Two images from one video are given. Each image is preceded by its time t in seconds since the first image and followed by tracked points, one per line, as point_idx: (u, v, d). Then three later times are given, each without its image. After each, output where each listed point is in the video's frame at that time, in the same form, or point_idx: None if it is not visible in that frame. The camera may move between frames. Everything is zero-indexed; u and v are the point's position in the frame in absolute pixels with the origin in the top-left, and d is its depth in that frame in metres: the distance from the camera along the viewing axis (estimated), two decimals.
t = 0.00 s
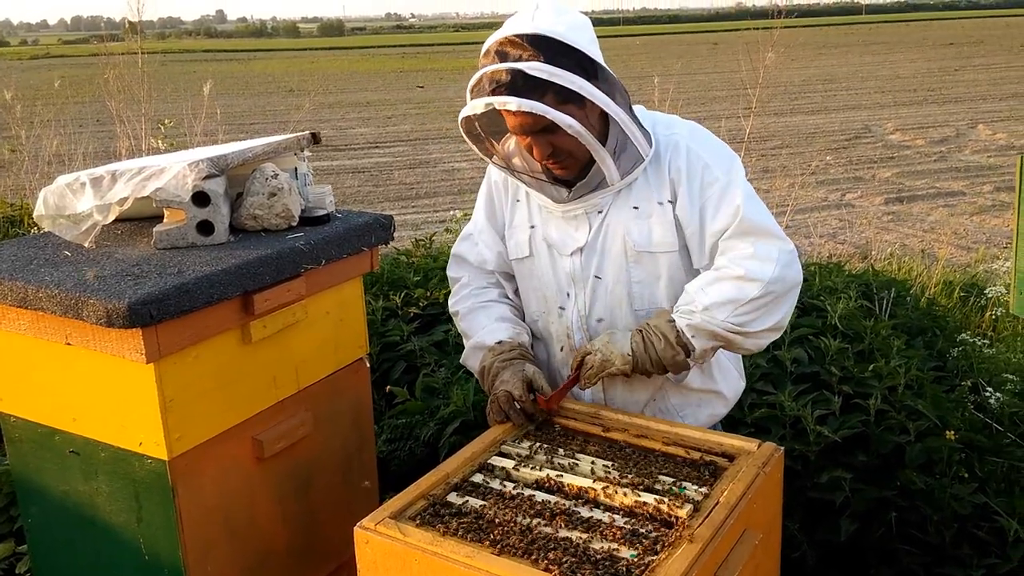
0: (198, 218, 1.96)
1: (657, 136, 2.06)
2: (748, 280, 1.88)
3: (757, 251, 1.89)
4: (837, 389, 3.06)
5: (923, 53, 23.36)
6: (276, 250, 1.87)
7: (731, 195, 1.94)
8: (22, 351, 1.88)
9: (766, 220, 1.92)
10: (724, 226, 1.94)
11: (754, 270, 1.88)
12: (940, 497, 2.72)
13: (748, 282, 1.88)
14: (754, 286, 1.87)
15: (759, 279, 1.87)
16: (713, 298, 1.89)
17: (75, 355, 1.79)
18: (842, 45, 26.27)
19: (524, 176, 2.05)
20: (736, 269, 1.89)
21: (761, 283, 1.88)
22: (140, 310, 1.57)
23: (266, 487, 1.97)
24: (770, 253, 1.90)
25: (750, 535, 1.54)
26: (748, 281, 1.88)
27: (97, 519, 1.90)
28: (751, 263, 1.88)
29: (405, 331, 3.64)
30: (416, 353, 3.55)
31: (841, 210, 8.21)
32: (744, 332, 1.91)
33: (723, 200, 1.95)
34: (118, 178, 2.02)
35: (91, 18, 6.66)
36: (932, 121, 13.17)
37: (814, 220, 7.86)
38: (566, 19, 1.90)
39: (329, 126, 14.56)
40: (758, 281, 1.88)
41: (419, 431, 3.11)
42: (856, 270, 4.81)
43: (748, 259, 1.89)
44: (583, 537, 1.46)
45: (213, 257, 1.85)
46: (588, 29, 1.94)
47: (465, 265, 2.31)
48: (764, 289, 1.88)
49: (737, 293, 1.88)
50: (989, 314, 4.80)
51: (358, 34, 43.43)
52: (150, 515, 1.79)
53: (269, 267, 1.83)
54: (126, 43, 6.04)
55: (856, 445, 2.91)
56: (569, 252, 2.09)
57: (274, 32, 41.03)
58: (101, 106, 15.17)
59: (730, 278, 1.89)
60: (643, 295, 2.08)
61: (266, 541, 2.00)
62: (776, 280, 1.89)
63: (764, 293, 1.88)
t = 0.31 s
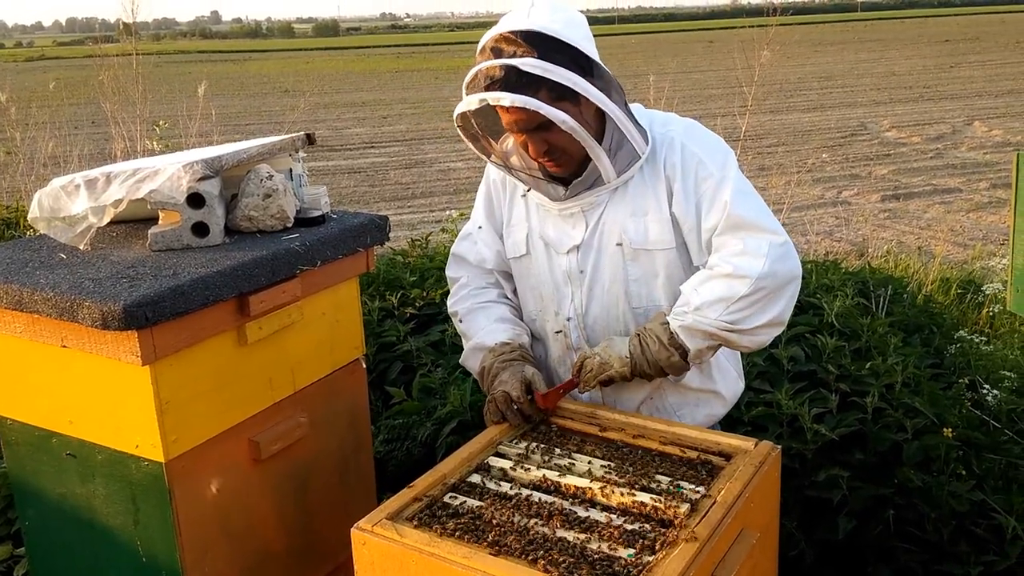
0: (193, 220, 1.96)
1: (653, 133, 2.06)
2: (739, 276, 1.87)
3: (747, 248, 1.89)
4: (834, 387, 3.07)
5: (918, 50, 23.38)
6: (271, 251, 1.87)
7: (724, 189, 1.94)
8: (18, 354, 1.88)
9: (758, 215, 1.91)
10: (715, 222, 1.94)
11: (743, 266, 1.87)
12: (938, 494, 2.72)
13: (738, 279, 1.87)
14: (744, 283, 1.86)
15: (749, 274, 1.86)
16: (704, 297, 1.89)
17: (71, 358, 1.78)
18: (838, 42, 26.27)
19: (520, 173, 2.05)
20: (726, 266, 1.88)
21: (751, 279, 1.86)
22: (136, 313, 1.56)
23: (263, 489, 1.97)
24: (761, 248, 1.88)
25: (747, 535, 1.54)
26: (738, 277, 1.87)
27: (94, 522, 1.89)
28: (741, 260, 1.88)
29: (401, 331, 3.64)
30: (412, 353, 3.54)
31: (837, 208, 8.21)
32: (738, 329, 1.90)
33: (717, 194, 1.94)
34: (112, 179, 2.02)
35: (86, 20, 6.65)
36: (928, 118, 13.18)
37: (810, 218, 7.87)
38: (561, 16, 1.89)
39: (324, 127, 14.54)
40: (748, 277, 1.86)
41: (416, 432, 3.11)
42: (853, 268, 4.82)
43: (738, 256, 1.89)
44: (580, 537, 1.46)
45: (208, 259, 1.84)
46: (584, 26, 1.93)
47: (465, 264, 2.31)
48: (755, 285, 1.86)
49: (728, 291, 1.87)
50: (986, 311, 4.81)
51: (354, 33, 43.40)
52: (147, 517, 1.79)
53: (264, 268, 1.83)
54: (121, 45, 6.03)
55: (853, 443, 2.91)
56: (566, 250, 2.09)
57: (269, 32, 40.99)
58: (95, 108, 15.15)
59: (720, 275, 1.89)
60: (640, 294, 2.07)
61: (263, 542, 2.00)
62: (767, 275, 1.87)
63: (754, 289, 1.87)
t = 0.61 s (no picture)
0: (189, 217, 1.95)
1: (651, 130, 2.06)
2: (731, 276, 1.87)
3: (739, 247, 1.88)
4: (832, 384, 3.07)
5: (916, 48, 23.39)
6: (268, 249, 1.86)
7: (721, 186, 1.93)
8: (13, 352, 1.87)
9: (753, 212, 1.90)
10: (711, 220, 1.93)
11: (735, 265, 1.87)
12: (934, 492, 2.73)
13: (730, 278, 1.87)
14: (736, 281, 1.86)
15: (741, 273, 1.86)
16: (698, 298, 1.89)
17: (67, 355, 1.78)
18: (835, 40, 26.29)
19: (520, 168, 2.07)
20: (718, 266, 1.88)
21: (743, 277, 1.86)
22: (131, 310, 1.56)
23: (260, 487, 1.97)
24: (754, 246, 1.87)
25: (744, 532, 1.54)
26: (730, 277, 1.87)
27: (90, 520, 1.89)
28: (733, 258, 1.88)
29: (398, 329, 3.63)
30: (409, 351, 3.54)
31: (835, 206, 8.21)
32: (734, 329, 1.89)
33: (714, 191, 1.94)
34: (108, 176, 2.01)
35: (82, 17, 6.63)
36: (925, 117, 13.19)
37: (807, 216, 7.87)
38: (566, 10, 1.89)
39: (321, 124, 14.52)
40: (741, 275, 1.86)
41: (413, 430, 3.10)
42: (850, 266, 4.81)
43: (730, 255, 1.89)
44: (578, 535, 1.45)
45: (204, 256, 1.84)
46: (587, 21, 1.93)
47: (465, 259, 2.29)
48: (748, 283, 1.86)
49: (721, 291, 1.87)
50: (983, 309, 4.81)
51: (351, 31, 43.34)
52: (143, 515, 1.78)
53: (261, 265, 1.82)
54: (117, 42, 6.01)
55: (851, 440, 2.91)
56: (565, 245, 2.09)
57: (265, 30, 40.92)
58: (91, 105, 15.10)
59: (713, 275, 1.89)
60: (638, 289, 2.07)
61: (260, 540, 2.00)
62: (760, 272, 1.86)
63: (747, 288, 1.86)
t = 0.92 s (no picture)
0: (189, 211, 1.94)
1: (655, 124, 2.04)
2: (739, 266, 1.85)
3: (748, 238, 1.87)
4: (834, 379, 3.06)
5: (915, 42, 23.35)
6: (268, 243, 1.85)
7: (727, 179, 1.92)
8: (12, 346, 1.86)
9: (759, 205, 1.89)
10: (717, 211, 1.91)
11: (745, 255, 1.85)
12: (938, 487, 2.72)
13: (738, 268, 1.85)
14: (744, 272, 1.85)
15: (750, 264, 1.84)
16: (704, 285, 1.86)
17: (66, 350, 1.77)
18: (834, 34, 26.24)
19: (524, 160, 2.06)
20: (727, 255, 1.86)
21: (752, 268, 1.85)
22: (131, 304, 1.55)
23: (260, 483, 1.95)
24: (763, 239, 1.86)
25: (749, 528, 1.53)
26: (739, 267, 1.85)
27: (90, 516, 1.88)
28: (742, 249, 1.86)
29: (399, 324, 3.62)
30: (410, 346, 3.53)
31: (834, 200, 8.20)
32: (735, 320, 1.88)
33: (719, 183, 1.92)
34: (108, 170, 1.99)
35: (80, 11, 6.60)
36: (925, 111, 13.16)
37: (807, 210, 7.86)
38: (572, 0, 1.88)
39: (320, 119, 14.49)
40: (750, 266, 1.85)
41: (413, 425, 3.09)
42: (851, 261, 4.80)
43: (738, 245, 1.87)
44: (581, 531, 1.44)
45: (204, 250, 1.82)
46: (593, 12, 1.92)
47: (469, 251, 2.28)
48: (755, 275, 1.85)
49: (728, 280, 1.85)
50: (984, 304, 4.80)
51: (349, 26, 43.26)
52: (143, 511, 1.77)
53: (261, 259, 1.81)
54: (116, 37, 5.98)
55: (854, 435, 2.90)
56: (567, 237, 2.07)
57: (264, 24, 40.85)
58: (90, 100, 15.07)
59: (721, 264, 1.86)
60: (639, 282, 2.06)
61: (259, 536, 1.98)
62: (768, 265, 1.86)
63: (754, 280, 1.85)
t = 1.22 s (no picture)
0: (185, 210, 1.91)
1: (657, 120, 2.01)
2: (735, 257, 1.81)
3: (744, 229, 1.83)
4: (838, 380, 3.03)
5: (912, 43, 23.36)
6: (266, 242, 1.81)
7: (724, 172, 1.88)
8: (4, 349, 1.82)
9: (758, 198, 1.86)
10: (714, 204, 1.87)
11: (740, 245, 1.81)
12: (944, 489, 2.69)
13: (733, 259, 1.81)
14: (740, 263, 1.80)
15: (746, 255, 1.80)
16: (697, 276, 1.81)
17: (59, 352, 1.73)
18: (831, 36, 26.25)
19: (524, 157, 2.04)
20: (723, 245, 1.82)
21: (748, 259, 1.80)
22: (124, 305, 1.51)
23: (257, 487, 1.92)
24: (759, 230, 1.83)
25: (757, 533, 1.50)
26: (734, 257, 1.81)
27: (84, 522, 1.84)
28: (738, 240, 1.82)
29: (398, 325, 3.58)
30: (409, 347, 3.49)
31: (833, 201, 8.17)
32: (731, 311, 1.83)
33: (717, 177, 1.88)
34: (102, 168, 1.96)
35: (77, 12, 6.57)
36: (923, 112, 13.15)
37: (806, 211, 7.83)
38: None
39: (318, 120, 14.46)
40: (746, 257, 1.80)
41: (413, 427, 3.06)
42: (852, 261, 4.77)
43: (734, 236, 1.83)
44: (586, 537, 1.41)
45: (200, 250, 1.79)
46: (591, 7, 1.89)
47: (472, 250, 2.24)
48: (751, 266, 1.81)
49: (723, 271, 1.81)
50: (986, 304, 4.77)
51: (347, 27, 43.26)
52: (138, 516, 1.74)
53: (259, 259, 1.77)
54: (112, 37, 5.94)
55: (859, 436, 2.87)
56: (567, 235, 2.04)
57: (261, 26, 40.83)
58: (87, 101, 15.02)
59: (716, 254, 1.82)
60: (640, 281, 2.03)
61: (255, 542, 1.95)
62: (765, 257, 1.82)
63: (750, 271, 1.81)
